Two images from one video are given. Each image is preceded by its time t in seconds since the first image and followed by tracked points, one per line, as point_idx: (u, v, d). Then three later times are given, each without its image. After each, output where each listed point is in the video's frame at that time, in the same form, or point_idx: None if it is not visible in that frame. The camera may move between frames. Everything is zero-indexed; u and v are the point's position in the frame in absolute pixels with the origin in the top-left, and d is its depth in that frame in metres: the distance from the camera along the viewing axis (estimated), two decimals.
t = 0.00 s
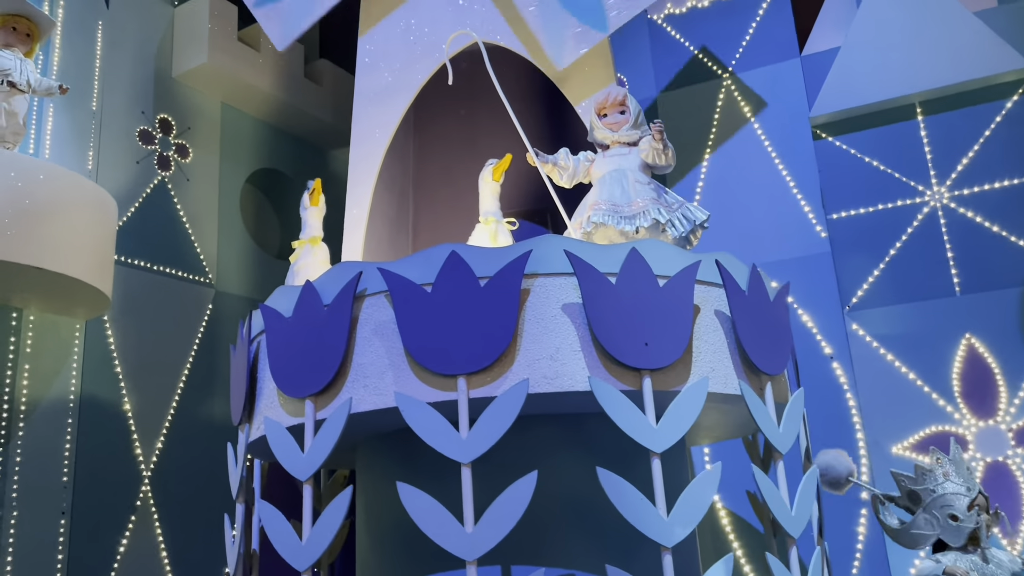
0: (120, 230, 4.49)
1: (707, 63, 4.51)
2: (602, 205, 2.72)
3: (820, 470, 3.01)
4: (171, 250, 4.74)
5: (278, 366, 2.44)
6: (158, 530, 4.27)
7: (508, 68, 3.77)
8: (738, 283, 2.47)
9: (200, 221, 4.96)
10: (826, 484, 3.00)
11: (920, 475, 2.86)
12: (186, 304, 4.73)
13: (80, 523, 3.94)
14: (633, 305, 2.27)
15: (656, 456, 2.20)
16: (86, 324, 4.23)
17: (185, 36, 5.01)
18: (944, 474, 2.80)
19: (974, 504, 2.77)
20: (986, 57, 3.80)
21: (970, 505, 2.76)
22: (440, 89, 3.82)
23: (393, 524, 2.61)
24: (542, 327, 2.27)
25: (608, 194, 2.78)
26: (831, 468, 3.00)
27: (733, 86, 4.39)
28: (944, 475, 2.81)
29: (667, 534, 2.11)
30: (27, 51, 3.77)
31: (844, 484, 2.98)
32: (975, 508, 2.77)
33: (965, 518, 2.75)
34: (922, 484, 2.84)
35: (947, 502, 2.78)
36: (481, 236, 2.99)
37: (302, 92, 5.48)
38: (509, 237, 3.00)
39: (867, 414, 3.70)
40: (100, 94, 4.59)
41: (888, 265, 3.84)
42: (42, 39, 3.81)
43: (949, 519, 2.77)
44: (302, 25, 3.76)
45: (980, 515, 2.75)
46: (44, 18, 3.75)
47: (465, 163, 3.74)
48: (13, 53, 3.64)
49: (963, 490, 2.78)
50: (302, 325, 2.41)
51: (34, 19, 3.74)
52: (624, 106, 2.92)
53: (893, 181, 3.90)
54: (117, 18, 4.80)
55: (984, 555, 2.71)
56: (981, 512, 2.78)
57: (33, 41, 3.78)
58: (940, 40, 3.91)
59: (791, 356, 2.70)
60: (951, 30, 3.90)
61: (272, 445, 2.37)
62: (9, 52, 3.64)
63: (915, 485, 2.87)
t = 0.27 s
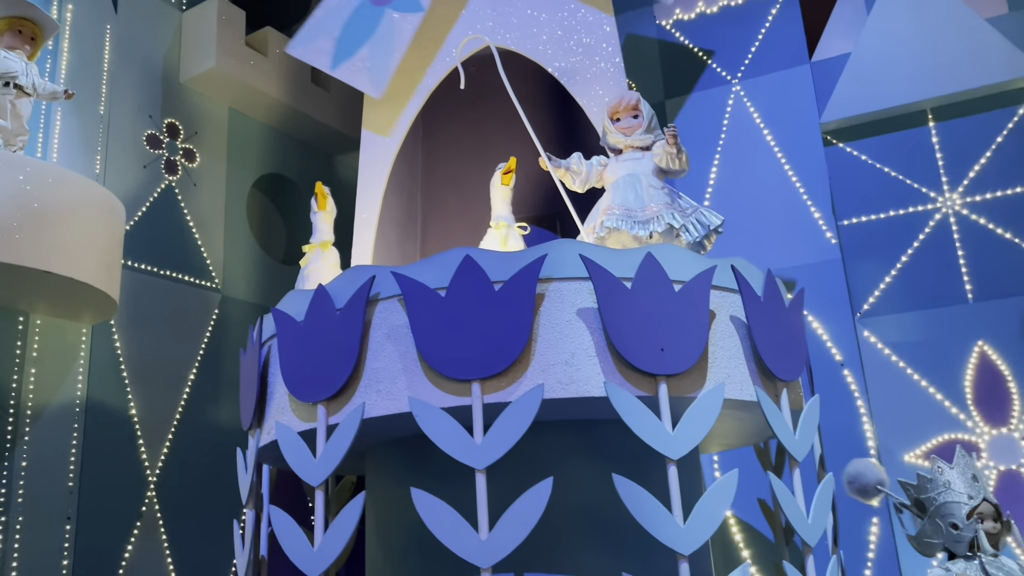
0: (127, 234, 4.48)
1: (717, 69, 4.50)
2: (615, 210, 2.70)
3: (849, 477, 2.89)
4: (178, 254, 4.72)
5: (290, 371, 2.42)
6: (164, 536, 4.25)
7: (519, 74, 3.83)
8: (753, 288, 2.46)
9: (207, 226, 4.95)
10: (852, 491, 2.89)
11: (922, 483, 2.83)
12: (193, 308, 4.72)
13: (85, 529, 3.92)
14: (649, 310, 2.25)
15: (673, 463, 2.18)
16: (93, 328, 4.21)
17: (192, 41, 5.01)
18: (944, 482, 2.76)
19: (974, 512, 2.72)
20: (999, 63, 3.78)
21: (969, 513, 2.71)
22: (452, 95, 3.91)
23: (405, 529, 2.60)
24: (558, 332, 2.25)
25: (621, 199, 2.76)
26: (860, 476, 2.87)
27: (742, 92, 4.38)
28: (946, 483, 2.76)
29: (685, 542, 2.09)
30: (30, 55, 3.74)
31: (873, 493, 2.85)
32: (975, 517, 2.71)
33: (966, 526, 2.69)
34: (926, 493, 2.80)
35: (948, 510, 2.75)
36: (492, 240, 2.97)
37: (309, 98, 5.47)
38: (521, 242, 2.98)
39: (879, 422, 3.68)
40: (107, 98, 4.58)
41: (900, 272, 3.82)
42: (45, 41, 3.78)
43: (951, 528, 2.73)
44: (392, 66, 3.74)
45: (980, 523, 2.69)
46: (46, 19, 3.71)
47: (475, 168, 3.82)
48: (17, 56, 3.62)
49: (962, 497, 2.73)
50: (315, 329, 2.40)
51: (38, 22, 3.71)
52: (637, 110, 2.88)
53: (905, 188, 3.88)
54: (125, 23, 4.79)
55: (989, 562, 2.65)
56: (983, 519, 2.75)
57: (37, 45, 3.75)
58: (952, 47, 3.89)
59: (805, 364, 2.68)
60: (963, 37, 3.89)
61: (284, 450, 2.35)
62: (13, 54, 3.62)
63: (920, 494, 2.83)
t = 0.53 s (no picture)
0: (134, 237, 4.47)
1: (726, 74, 4.48)
2: (628, 213, 2.69)
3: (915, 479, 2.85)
4: (184, 258, 4.71)
5: (302, 375, 2.40)
6: (169, 541, 4.22)
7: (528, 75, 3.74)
8: (769, 293, 2.43)
9: (213, 230, 4.94)
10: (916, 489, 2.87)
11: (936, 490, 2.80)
12: (198, 313, 4.70)
13: (89, 534, 3.89)
14: (665, 314, 2.23)
15: (689, 469, 2.16)
16: (99, 332, 4.19)
17: (200, 44, 5.00)
18: (953, 488, 2.74)
19: (979, 520, 2.67)
20: (1012, 68, 3.76)
21: (973, 520, 2.68)
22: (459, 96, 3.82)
23: (415, 533, 2.58)
24: (573, 336, 2.22)
25: (634, 203, 2.74)
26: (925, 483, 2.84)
27: (752, 96, 4.37)
28: (953, 490, 2.74)
29: (702, 549, 2.06)
30: (37, 57, 3.72)
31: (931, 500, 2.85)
32: (977, 525, 2.68)
33: (969, 535, 2.67)
34: (939, 499, 2.79)
35: (956, 518, 2.73)
36: (503, 244, 2.96)
37: (316, 102, 5.46)
38: (532, 245, 2.96)
39: (890, 428, 3.65)
40: (114, 101, 4.57)
41: (911, 277, 3.80)
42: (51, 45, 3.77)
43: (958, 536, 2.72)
44: (498, 69, 3.58)
45: (983, 531, 2.65)
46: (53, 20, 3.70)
47: (484, 171, 3.74)
48: (25, 57, 3.60)
49: (968, 505, 2.70)
50: (327, 333, 2.38)
51: (45, 23, 3.70)
52: (652, 112, 2.87)
53: (916, 193, 3.87)
54: (132, 26, 4.78)
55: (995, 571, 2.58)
56: (988, 528, 2.66)
57: (43, 47, 3.74)
58: (965, 53, 3.87)
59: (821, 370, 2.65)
60: (975, 42, 3.87)
61: (295, 454, 2.33)
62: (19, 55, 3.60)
63: (934, 500, 2.81)
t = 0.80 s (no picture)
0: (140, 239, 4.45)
1: (734, 78, 4.46)
2: (641, 215, 2.68)
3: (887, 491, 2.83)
4: (189, 260, 4.69)
5: (314, 377, 2.38)
6: (173, 546, 4.19)
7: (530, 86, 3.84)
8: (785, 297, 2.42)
9: (219, 232, 4.92)
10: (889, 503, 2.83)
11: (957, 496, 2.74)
12: (204, 316, 4.68)
13: (94, 538, 3.86)
14: (681, 316, 2.21)
15: (705, 473, 2.13)
16: (105, 334, 4.17)
17: (206, 47, 4.99)
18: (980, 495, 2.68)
19: (1011, 527, 2.65)
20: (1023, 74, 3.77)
21: (1007, 527, 2.64)
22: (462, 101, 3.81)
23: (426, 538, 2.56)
24: (587, 339, 2.20)
25: (648, 205, 2.73)
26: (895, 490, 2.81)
27: (759, 101, 4.34)
28: (981, 496, 2.69)
29: (719, 555, 2.04)
30: (48, 58, 3.72)
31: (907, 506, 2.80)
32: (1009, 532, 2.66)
33: (1002, 542, 2.63)
34: (960, 507, 2.72)
35: (983, 526, 2.67)
36: (514, 247, 2.94)
37: (323, 105, 5.46)
38: (543, 248, 2.94)
39: (901, 434, 3.63)
40: (121, 103, 4.56)
41: (922, 282, 3.79)
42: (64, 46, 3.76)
43: (987, 543, 2.66)
44: (609, 41, 3.49)
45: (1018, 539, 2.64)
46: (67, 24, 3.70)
47: (490, 178, 3.78)
48: (36, 59, 3.59)
49: (999, 512, 2.66)
50: (339, 335, 2.36)
51: (57, 26, 3.70)
52: (668, 114, 2.86)
53: (926, 198, 3.86)
54: (139, 28, 4.77)
55: None
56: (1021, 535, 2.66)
57: (55, 49, 3.73)
58: (976, 57, 3.86)
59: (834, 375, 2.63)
60: (987, 47, 3.87)
61: (306, 457, 2.30)
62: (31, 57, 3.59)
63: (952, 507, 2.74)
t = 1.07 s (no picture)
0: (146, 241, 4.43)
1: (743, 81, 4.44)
2: (655, 217, 2.66)
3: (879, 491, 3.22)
4: (195, 262, 4.66)
5: (325, 378, 2.36)
6: (178, 549, 4.17)
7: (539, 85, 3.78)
8: (801, 299, 2.39)
9: (224, 234, 4.90)
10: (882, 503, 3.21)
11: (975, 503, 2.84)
12: (209, 318, 4.65)
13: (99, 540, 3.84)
14: (697, 318, 2.19)
15: (722, 477, 2.11)
16: (110, 336, 4.14)
17: (213, 48, 4.98)
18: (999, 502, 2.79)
19: None
20: None
21: None
22: (472, 103, 3.79)
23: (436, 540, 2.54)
24: (603, 340, 2.18)
25: (662, 206, 2.71)
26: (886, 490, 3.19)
27: (768, 104, 4.32)
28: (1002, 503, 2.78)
29: (736, 559, 2.02)
30: (63, 60, 3.70)
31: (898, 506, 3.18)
32: None
33: None
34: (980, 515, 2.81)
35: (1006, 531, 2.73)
36: (527, 248, 2.93)
37: (329, 107, 5.44)
38: (555, 250, 2.93)
39: (913, 438, 3.60)
40: (128, 104, 4.54)
41: (933, 286, 3.77)
42: (77, 46, 3.73)
43: (1012, 546, 2.70)
44: None
45: None
46: (79, 24, 3.67)
47: (499, 178, 3.71)
48: (47, 60, 3.57)
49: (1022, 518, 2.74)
50: (351, 336, 2.33)
51: (69, 26, 3.67)
52: (683, 114, 2.84)
53: (937, 201, 3.84)
54: (146, 29, 4.76)
55: None
56: None
57: (68, 48, 3.70)
58: (988, 60, 3.85)
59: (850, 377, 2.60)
60: (999, 49, 3.84)
61: (317, 459, 2.28)
62: (43, 59, 3.58)
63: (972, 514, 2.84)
